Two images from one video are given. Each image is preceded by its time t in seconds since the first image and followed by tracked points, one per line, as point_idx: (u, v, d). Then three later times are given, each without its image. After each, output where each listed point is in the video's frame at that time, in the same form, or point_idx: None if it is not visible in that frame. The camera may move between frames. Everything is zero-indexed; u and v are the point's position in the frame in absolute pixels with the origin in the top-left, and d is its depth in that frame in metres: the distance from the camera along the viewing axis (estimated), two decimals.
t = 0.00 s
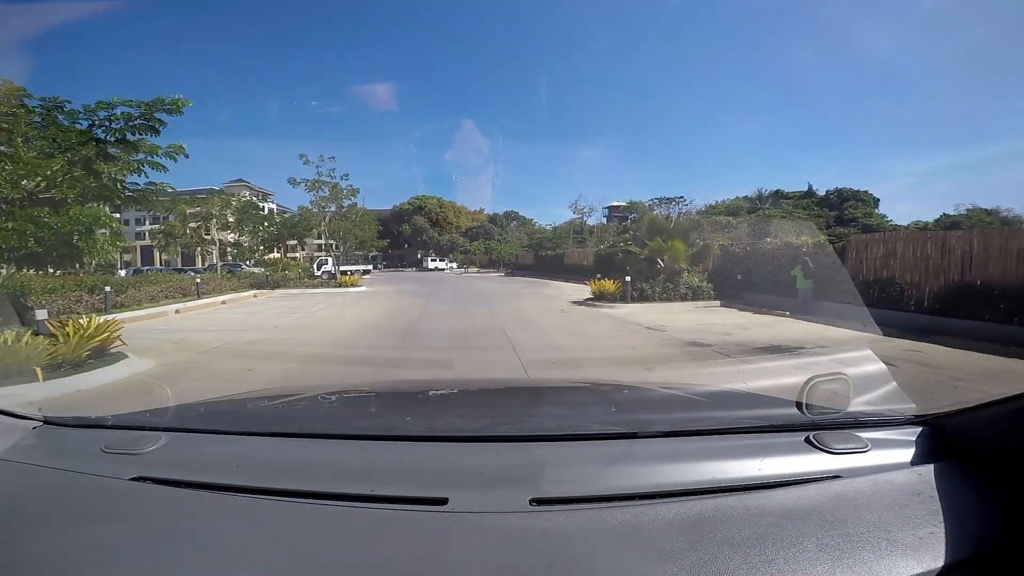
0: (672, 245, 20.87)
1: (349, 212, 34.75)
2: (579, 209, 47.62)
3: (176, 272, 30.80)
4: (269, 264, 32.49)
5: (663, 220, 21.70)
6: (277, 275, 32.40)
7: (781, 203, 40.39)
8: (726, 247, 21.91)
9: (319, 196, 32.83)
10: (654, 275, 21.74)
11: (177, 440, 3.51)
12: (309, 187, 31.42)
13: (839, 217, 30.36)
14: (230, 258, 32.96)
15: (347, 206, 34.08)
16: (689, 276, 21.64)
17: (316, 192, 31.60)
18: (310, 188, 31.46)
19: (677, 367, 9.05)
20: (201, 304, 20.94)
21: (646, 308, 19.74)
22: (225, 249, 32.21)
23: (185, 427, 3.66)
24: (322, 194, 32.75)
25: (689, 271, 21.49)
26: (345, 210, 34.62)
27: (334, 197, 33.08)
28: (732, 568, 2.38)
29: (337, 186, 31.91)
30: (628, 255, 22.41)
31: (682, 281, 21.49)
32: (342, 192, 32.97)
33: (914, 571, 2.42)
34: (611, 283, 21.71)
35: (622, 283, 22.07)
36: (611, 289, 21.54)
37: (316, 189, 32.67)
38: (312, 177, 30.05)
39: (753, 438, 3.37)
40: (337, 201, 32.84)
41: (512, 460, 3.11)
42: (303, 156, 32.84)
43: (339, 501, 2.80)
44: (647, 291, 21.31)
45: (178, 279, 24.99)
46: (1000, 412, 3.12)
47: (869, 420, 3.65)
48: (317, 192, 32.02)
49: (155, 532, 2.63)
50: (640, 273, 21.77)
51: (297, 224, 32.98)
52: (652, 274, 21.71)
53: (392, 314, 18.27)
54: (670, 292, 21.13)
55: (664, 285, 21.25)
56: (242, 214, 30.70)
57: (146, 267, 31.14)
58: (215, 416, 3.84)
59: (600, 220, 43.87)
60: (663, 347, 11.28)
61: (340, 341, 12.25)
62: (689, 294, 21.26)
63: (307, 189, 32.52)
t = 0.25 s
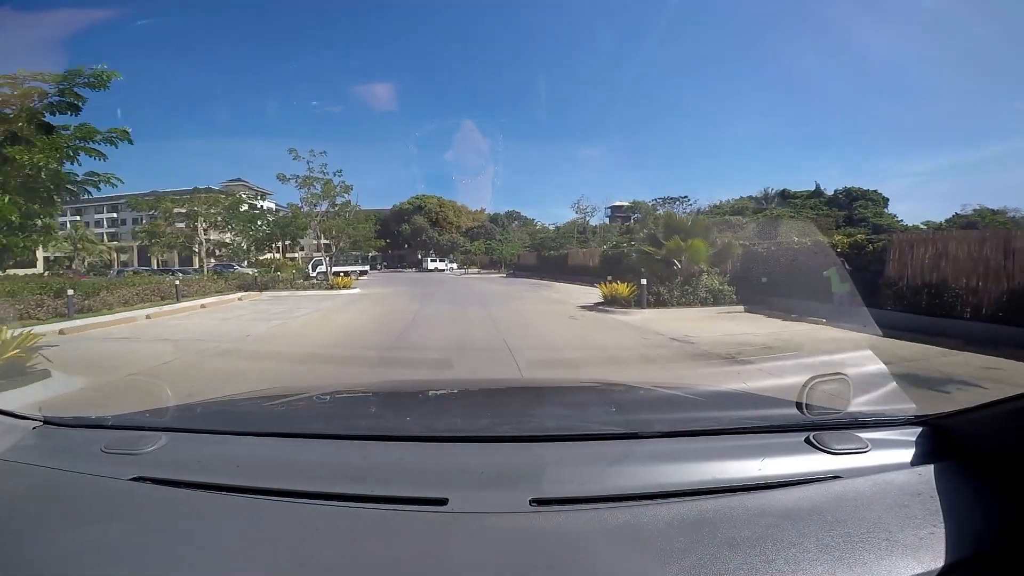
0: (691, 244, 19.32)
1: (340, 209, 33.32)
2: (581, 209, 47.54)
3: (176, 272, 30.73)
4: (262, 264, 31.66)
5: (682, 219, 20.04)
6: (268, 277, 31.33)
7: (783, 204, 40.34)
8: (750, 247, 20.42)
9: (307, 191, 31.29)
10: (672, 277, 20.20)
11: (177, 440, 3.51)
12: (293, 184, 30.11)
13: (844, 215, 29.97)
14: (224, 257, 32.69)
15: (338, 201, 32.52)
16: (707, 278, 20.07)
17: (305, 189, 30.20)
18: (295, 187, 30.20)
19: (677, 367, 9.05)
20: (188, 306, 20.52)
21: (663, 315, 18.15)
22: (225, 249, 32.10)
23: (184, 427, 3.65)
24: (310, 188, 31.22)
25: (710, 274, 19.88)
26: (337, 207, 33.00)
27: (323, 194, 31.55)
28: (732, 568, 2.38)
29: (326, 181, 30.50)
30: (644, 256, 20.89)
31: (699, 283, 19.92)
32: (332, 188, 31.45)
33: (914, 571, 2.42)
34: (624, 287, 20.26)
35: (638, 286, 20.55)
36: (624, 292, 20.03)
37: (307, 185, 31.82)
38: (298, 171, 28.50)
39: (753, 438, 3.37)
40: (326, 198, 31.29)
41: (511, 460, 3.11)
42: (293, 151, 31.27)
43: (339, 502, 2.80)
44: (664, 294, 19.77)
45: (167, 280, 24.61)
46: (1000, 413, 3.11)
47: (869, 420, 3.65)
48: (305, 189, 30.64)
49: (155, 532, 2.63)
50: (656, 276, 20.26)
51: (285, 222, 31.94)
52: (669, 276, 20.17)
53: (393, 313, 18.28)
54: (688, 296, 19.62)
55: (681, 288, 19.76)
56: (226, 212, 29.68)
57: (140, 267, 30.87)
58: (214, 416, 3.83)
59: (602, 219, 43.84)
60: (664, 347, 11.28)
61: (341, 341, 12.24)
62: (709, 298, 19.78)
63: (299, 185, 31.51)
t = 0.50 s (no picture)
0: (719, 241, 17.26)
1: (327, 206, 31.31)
2: (585, 208, 47.27)
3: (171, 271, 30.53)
4: (247, 263, 29.75)
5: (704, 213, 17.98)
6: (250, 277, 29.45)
7: (787, 203, 40.18)
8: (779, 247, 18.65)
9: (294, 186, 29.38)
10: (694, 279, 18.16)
11: (177, 440, 3.51)
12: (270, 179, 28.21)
13: (860, 215, 29.36)
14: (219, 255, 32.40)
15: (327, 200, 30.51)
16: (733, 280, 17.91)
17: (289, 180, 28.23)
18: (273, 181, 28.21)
19: (677, 367, 9.05)
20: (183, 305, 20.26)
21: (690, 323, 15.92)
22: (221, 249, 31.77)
23: (184, 427, 3.65)
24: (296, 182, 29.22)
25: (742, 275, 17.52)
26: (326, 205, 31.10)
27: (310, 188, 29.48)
28: (732, 568, 2.38)
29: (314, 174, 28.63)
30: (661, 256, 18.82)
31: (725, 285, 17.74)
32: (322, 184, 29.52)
33: (913, 571, 2.42)
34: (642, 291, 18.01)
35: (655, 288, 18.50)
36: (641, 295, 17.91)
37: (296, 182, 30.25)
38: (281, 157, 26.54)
39: (753, 438, 3.37)
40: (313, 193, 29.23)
41: (511, 460, 3.11)
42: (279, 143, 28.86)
43: (339, 502, 2.80)
44: (686, 299, 17.67)
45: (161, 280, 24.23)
46: (1000, 413, 3.11)
47: (868, 420, 3.65)
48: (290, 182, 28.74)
49: (156, 531, 2.64)
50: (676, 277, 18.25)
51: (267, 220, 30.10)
52: (690, 278, 18.17)
53: (393, 313, 18.29)
54: (714, 300, 17.43)
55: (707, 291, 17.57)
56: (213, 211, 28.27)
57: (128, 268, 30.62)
58: (214, 416, 3.83)
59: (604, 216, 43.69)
60: (665, 347, 11.27)
61: (342, 341, 12.24)
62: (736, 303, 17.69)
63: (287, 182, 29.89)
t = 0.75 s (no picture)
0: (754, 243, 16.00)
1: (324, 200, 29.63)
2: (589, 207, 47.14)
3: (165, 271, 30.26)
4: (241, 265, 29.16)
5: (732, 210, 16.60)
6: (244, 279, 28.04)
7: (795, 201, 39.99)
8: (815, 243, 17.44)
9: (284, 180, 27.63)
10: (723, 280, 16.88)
11: (177, 440, 3.51)
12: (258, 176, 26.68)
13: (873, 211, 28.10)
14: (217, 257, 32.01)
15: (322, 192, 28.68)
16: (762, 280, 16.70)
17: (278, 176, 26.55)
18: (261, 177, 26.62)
19: (678, 367, 9.06)
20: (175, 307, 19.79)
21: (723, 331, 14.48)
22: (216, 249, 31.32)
23: (185, 427, 3.66)
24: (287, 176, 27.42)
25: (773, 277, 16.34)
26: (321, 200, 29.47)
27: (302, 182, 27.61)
28: (732, 568, 2.38)
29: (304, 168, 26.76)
30: (685, 254, 17.43)
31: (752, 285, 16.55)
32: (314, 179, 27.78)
33: (913, 571, 2.42)
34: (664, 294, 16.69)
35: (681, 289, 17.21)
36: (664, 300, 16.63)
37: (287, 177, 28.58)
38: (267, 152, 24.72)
39: (753, 438, 3.38)
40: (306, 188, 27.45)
41: (511, 460, 3.11)
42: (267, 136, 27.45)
43: (339, 502, 2.80)
44: (716, 303, 16.43)
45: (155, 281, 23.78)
46: (1000, 413, 3.11)
47: (868, 420, 3.65)
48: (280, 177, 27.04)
49: (156, 531, 2.64)
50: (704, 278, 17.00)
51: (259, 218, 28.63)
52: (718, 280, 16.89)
53: (395, 313, 18.30)
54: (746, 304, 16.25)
55: (736, 294, 16.38)
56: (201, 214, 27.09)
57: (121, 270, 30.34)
58: (214, 416, 3.83)
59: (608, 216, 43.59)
60: (667, 347, 11.27)
61: (343, 341, 12.24)
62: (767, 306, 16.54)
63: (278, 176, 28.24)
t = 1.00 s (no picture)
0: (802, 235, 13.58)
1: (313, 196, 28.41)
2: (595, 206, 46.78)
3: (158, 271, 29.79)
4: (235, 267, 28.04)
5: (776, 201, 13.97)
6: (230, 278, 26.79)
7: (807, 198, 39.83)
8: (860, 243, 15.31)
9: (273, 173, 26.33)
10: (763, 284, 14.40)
11: (177, 440, 3.51)
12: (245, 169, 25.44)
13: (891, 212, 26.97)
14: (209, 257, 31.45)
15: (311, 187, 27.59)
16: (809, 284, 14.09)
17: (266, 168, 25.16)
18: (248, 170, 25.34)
19: (679, 367, 9.05)
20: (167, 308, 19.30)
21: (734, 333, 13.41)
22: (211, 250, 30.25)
23: (184, 427, 3.66)
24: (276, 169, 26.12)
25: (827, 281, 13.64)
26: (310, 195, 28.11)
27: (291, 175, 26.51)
28: (733, 568, 2.38)
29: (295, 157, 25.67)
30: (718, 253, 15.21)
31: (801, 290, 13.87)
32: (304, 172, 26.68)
33: (914, 571, 2.42)
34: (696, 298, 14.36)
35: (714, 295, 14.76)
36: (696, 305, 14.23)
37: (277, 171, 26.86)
38: (253, 141, 23.28)
39: (753, 438, 3.37)
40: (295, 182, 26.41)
41: (512, 460, 3.11)
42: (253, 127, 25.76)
43: (339, 501, 2.80)
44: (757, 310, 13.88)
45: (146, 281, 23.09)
46: (1000, 413, 3.12)
47: (868, 420, 3.65)
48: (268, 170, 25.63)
49: (155, 532, 2.64)
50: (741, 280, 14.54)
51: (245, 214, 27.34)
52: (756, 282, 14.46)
53: (398, 313, 18.26)
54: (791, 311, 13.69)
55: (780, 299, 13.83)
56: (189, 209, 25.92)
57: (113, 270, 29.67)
58: (214, 417, 3.83)
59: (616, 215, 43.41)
60: (671, 347, 11.25)
61: (346, 341, 12.23)
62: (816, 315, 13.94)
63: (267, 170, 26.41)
